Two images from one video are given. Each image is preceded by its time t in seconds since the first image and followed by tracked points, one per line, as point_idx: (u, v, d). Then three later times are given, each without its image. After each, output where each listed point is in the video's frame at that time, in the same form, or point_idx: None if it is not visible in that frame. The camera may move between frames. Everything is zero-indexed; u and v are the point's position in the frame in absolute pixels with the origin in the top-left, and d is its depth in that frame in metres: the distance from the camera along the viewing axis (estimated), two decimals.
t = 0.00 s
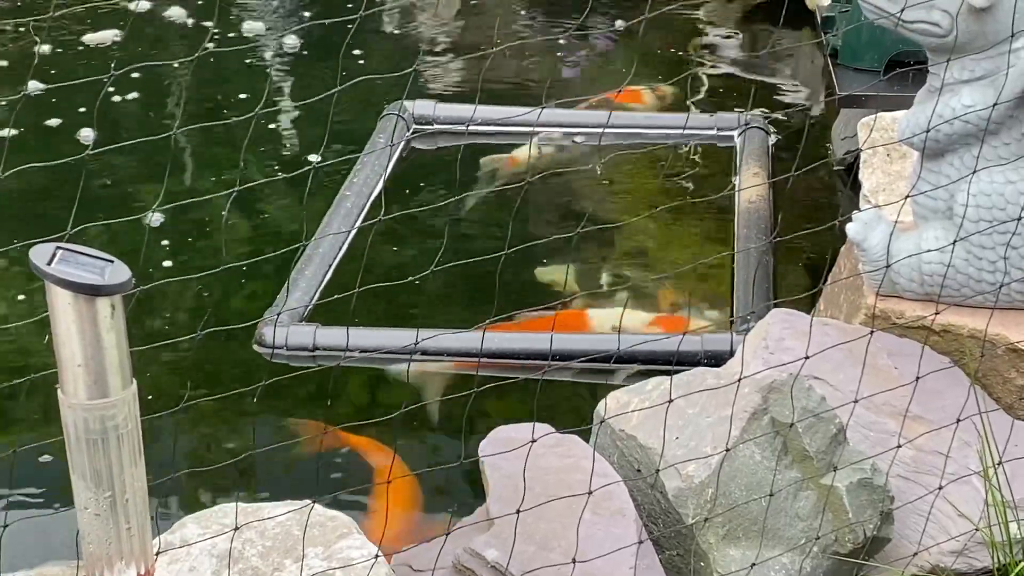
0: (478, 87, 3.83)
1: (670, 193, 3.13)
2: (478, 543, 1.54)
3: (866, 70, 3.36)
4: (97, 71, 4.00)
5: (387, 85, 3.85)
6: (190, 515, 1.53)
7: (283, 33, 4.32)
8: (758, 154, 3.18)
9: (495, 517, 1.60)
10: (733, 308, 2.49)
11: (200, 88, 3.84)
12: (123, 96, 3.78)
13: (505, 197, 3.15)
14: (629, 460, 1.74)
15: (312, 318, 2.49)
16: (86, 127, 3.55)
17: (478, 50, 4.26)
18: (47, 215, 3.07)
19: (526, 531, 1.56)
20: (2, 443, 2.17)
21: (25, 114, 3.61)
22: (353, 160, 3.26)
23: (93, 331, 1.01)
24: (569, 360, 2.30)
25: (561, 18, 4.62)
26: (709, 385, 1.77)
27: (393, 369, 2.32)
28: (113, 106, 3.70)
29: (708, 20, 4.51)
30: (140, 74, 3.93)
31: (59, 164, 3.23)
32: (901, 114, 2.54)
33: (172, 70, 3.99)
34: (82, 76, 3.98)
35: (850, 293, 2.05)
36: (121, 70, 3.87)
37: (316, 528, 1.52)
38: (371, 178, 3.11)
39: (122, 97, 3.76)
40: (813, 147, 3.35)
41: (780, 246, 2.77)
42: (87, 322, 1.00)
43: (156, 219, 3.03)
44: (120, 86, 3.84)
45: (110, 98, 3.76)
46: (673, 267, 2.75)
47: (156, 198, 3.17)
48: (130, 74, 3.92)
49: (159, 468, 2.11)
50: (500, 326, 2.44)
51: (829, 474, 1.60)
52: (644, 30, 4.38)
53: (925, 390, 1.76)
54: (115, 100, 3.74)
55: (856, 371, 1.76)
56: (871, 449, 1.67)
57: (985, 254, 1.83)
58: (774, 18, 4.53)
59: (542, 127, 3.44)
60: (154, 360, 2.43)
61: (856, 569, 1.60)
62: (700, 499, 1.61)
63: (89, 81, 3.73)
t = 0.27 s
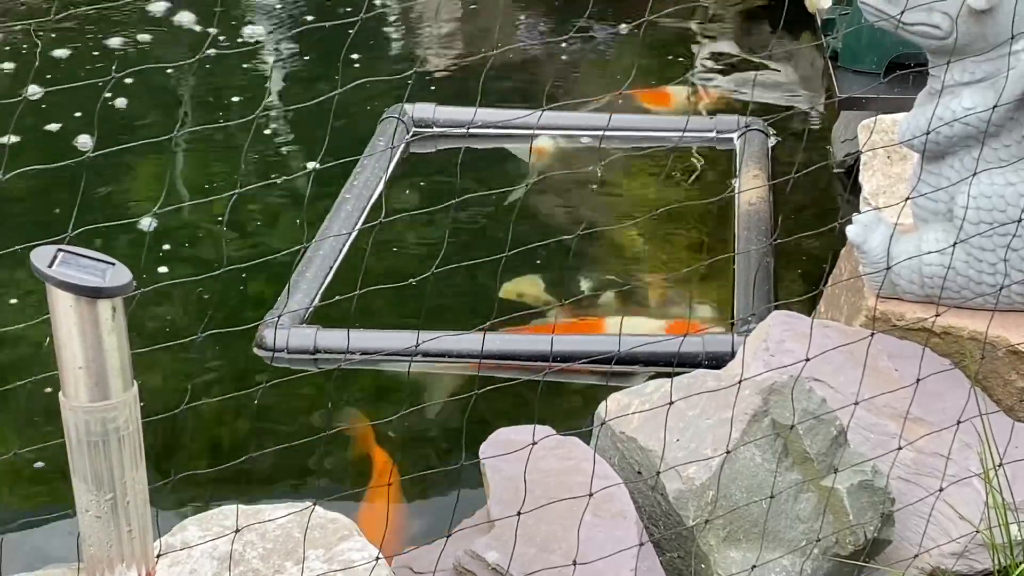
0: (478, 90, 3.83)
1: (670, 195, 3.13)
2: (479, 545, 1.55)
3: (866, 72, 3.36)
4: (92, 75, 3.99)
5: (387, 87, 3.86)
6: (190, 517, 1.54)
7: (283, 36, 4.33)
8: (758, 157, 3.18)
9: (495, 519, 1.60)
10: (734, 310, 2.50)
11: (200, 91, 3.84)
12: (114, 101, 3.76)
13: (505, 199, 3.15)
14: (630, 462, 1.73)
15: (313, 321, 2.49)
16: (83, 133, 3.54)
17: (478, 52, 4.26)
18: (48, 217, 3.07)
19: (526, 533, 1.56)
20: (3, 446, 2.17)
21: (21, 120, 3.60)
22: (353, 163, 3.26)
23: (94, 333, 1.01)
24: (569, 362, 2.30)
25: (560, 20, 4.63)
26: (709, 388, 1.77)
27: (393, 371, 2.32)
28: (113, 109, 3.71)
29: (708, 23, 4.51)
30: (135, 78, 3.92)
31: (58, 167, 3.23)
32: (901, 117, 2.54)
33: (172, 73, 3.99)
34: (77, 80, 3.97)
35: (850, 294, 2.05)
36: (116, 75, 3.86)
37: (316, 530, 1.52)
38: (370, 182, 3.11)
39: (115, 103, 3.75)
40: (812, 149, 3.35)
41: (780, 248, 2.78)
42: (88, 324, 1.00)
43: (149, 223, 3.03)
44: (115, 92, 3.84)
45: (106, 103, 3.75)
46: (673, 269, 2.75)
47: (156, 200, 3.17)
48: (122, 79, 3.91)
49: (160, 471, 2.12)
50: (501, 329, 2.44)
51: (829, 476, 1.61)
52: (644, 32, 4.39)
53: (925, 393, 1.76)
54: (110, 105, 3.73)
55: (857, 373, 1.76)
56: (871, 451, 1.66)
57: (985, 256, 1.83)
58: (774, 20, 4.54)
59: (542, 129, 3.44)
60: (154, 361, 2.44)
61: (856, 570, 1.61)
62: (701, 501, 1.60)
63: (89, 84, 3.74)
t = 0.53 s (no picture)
0: (478, 94, 3.83)
1: (670, 199, 3.13)
2: (480, 549, 1.55)
3: (866, 76, 3.37)
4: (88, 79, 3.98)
5: (387, 92, 3.86)
6: (190, 522, 1.54)
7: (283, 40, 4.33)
8: (757, 160, 3.18)
9: (496, 523, 1.60)
10: (734, 313, 2.50)
11: (200, 94, 3.85)
12: (107, 108, 3.75)
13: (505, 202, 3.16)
14: (630, 466, 1.73)
15: (314, 325, 2.50)
16: (79, 141, 3.52)
17: (478, 56, 4.27)
18: (49, 221, 3.07)
19: (526, 537, 1.56)
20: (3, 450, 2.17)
21: (20, 125, 3.59)
22: (353, 167, 3.26)
23: (94, 337, 1.01)
24: (570, 365, 2.30)
25: (561, 24, 4.63)
26: (709, 392, 1.77)
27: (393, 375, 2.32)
28: (113, 113, 3.71)
29: (708, 26, 4.52)
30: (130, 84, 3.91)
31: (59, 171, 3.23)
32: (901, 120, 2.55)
33: (173, 77, 4.00)
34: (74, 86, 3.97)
35: (850, 298, 2.05)
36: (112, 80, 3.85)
37: (317, 534, 1.52)
38: (369, 186, 3.11)
39: (109, 109, 3.74)
40: (812, 153, 3.36)
41: (780, 251, 2.78)
42: (88, 328, 1.00)
43: (142, 229, 3.02)
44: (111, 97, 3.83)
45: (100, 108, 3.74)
46: (674, 272, 2.75)
47: (156, 204, 3.17)
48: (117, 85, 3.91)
49: (160, 474, 2.12)
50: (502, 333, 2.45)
51: (829, 480, 1.61)
52: (644, 36, 4.39)
53: (925, 396, 1.76)
54: (105, 111, 3.72)
55: (857, 376, 1.76)
56: (871, 455, 1.68)
57: (985, 260, 1.83)
58: (774, 24, 4.54)
59: (542, 133, 3.44)
60: (154, 365, 2.44)
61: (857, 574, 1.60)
62: (702, 505, 1.61)
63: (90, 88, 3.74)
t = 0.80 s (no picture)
0: (478, 98, 3.84)
1: (670, 203, 3.13)
2: (480, 553, 1.55)
3: (867, 80, 3.37)
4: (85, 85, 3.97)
5: (387, 96, 3.86)
6: (191, 525, 1.54)
7: (284, 44, 4.34)
8: (757, 164, 3.19)
9: (496, 527, 1.60)
10: (734, 317, 2.50)
11: (201, 98, 3.85)
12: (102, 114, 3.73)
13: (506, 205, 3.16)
14: (631, 470, 1.73)
15: (315, 329, 2.50)
16: (75, 149, 3.50)
17: (478, 60, 4.27)
18: (50, 226, 3.08)
19: (527, 542, 1.56)
20: (3, 454, 2.18)
21: (19, 131, 3.58)
22: (353, 171, 3.27)
23: (95, 341, 1.01)
24: (570, 368, 2.30)
25: (560, 29, 4.64)
26: (710, 396, 1.76)
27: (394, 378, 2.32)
28: (113, 118, 3.71)
29: (708, 30, 4.52)
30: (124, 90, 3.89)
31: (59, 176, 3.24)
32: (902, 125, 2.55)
33: (173, 82, 4.00)
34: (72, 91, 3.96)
35: (850, 302, 2.05)
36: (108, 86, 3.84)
37: (318, 538, 1.52)
38: (370, 190, 3.11)
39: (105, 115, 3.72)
40: (812, 156, 3.36)
41: (780, 255, 2.78)
42: (89, 332, 1.00)
43: (136, 235, 3.01)
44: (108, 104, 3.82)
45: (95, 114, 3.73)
46: (674, 275, 2.75)
47: (157, 209, 3.18)
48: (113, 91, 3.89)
49: (161, 478, 2.12)
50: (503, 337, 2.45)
51: (829, 484, 1.60)
52: (644, 41, 4.40)
53: (925, 400, 1.76)
54: (99, 118, 3.71)
55: (857, 380, 1.76)
56: (872, 459, 1.67)
57: (985, 264, 1.83)
58: (774, 29, 4.55)
59: (542, 137, 3.45)
60: (154, 369, 2.44)
61: None
62: (703, 509, 1.61)
63: (89, 92, 3.74)
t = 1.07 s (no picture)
0: (478, 101, 3.84)
1: (670, 206, 3.13)
2: (479, 557, 1.55)
3: (867, 83, 3.37)
4: (80, 90, 3.96)
5: (388, 99, 3.87)
6: (191, 529, 1.54)
7: (284, 47, 4.34)
8: (757, 167, 3.19)
9: (496, 530, 1.60)
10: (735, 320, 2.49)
11: (201, 101, 3.85)
12: (94, 120, 3.72)
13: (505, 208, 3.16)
14: (631, 473, 1.73)
15: (314, 332, 2.49)
16: (69, 157, 3.48)
17: (478, 63, 4.27)
18: (49, 229, 3.08)
19: (527, 545, 1.56)
20: (3, 457, 2.18)
21: (19, 134, 3.58)
22: (353, 174, 3.27)
23: (94, 345, 1.01)
24: (571, 372, 2.30)
25: (561, 32, 4.65)
26: (710, 399, 1.76)
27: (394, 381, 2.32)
28: (114, 121, 3.72)
29: (708, 33, 4.52)
30: (115, 95, 3.88)
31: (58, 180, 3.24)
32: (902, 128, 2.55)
33: (173, 85, 4.00)
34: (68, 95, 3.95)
35: (851, 305, 2.04)
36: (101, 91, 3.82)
37: (317, 541, 1.52)
38: (369, 193, 3.11)
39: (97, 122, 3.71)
40: (813, 159, 3.36)
41: (780, 258, 2.78)
42: (88, 336, 1.00)
43: (130, 240, 3.01)
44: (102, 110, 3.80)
45: (88, 120, 3.72)
46: (673, 278, 2.75)
47: (157, 212, 3.18)
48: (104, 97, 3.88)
49: (160, 481, 2.12)
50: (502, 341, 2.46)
51: (830, 487, 1.61)
52: (644, 44, 4.40)
53: (926, 404, 1.76)
54: (91, 123, 3.69)
55: (857, 384, 1.76)
56: (872, 463, 1.65)
57: (986, 267, 1.83)
58: (775, 31, 4.55)
59: (542, 140, 3.45)
60: (154, 372, 2.44)
61: None
62: (703, 512, 1.61)
63: (89, 96, 3.75)
